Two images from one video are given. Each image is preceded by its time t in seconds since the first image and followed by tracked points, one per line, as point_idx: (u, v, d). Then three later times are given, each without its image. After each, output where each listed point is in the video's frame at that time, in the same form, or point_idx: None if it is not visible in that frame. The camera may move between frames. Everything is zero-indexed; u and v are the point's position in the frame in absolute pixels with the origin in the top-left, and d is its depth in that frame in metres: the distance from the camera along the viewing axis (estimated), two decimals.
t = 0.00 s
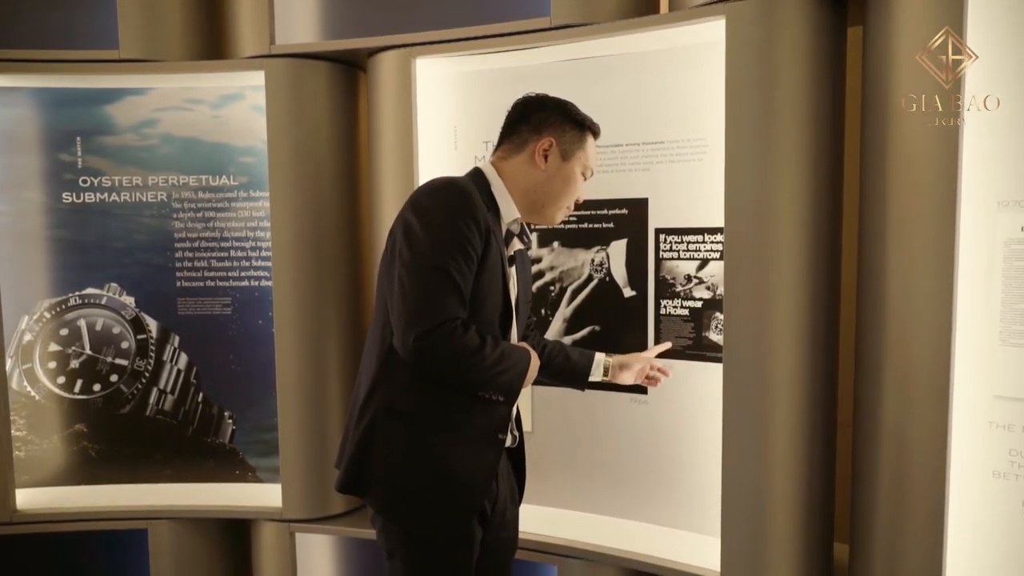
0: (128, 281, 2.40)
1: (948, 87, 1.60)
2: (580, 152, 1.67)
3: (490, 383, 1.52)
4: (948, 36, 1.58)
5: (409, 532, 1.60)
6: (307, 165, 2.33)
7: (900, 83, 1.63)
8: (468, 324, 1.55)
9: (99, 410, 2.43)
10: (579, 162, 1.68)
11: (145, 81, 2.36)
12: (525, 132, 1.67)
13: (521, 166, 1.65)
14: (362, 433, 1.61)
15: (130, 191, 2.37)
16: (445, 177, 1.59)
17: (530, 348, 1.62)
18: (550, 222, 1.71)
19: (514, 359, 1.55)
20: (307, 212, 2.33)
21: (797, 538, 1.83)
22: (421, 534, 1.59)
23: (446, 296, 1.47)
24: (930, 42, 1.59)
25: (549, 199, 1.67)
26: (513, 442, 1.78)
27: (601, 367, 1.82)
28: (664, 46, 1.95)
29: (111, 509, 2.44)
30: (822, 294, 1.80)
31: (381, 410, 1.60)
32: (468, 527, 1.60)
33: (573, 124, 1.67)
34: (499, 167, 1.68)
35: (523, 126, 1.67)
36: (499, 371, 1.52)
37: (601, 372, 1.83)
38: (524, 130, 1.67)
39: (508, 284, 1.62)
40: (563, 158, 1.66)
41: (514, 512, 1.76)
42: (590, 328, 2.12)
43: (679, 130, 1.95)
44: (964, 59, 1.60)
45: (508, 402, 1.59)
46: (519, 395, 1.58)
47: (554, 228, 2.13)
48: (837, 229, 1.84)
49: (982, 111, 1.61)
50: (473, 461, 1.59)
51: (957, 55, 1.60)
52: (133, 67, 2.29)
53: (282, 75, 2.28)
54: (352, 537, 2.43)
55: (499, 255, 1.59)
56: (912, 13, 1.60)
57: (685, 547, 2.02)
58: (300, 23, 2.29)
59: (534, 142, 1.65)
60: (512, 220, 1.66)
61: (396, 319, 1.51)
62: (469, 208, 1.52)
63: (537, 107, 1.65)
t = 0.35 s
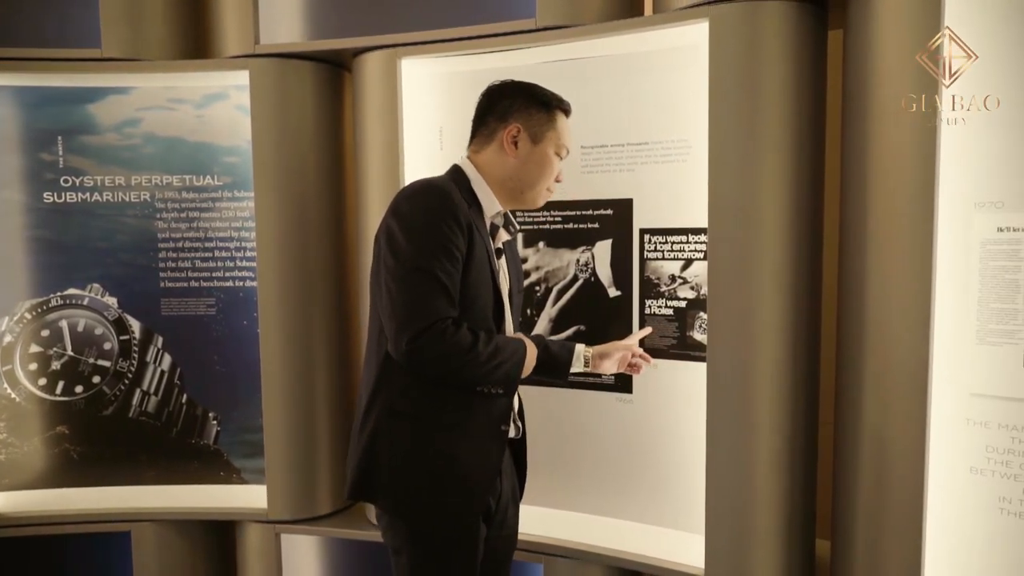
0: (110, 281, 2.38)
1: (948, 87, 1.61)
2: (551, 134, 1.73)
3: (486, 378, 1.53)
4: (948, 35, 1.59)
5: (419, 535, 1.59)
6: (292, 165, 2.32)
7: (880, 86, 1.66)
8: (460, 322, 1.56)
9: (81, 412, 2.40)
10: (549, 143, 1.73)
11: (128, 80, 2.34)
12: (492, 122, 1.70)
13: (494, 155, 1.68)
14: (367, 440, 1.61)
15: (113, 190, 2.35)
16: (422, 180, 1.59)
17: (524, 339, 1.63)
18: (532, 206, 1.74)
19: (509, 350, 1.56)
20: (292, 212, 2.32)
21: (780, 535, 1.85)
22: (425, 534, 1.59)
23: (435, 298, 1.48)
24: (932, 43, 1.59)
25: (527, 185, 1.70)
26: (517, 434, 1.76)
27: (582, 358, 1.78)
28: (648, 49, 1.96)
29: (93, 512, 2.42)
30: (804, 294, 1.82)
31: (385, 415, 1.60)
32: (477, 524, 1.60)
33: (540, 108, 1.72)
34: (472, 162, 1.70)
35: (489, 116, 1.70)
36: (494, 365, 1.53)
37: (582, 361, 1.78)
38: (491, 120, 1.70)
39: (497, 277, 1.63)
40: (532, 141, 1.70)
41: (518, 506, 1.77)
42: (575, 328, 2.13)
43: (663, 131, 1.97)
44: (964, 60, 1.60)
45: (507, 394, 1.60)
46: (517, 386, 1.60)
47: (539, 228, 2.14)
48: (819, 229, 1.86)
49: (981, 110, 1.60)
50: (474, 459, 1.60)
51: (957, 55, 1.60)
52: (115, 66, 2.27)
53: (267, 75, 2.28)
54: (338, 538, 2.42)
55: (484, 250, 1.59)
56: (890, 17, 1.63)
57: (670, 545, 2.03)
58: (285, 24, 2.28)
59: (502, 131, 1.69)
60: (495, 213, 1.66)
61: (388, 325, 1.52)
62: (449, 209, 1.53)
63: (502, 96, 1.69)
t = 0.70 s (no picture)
0: (92, 283, 2.36)
1: (948, 87, 1.63)
2: (522, 126, 1.74)
3: (483, 376, 1.55)
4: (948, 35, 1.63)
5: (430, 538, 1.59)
6: (276, 165, 2.31)
7: (860, 89, 1.68)
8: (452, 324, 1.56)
9: (63, 414, 2.38)
10: (521, 135, 1.74)
11: (110, 79, 2.32)
12: (462, 119, 1.71)
13: (466, 152, 1.69)
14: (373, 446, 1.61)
15: (95, 191, 2.33)
16: (401, 189, 1.59)
17: (517, 333, 1.65)
18: (508, 199, 1.75)
19: (503, 347, 1.57)
20: (277, 213, 2.32)
21: (763, 532, 1.87)
22: (433, 536, 1.59)
23: (425, 305, 1.48)
24: (930, 43, 1.64)
25: (501, 178, 1.71)
26: (517, 427, 1.75)
27: (574, 350, 1.77)
28: (632, 51, 1.98)
29: (75, 516, 2.39)
30: (786, 293, 1.85)
31: (389, 419, 1.60)
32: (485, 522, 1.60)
33: (509, 102, 1.73)
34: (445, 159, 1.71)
35: (460, 115, 1.72)
36: (490, 363, 1.54)
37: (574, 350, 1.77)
38: (462, 117, 1.72)
39: (484, 274, 1.63)
40: (503, 135, 1.71)
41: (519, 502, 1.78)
42: (561, 328, 2.14)
43: (647, 133, 1.98)
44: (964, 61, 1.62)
45: (505, 389, 1.62)
46: (514, 379, 1.61)
47: (525, 228, 2.15)
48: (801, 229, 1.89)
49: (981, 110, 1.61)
50: (478, 456, 1.61)
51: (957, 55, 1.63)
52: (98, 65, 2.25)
53: (251, 75, 2.26)
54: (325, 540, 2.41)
55: (469, 249, 1.60)
56: (869, 21, 1.65)
57: (657, 543, 2.04)
58: (270, 24, 2.27)
59: (472, 127, 1.70)
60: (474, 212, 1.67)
61: (382, 336, 1.52)
62: (431, 216, 1.53)
63: (470, 93, 1.71)
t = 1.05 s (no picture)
0: (80, 283, 2.34)
1: (948, 87, 1.64)
2: (507, 129, 1.76)
3: (476, 378, 1.57)
4: (947, 35, 1.63)
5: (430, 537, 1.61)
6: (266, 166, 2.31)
7: (848, 91, 1.70)
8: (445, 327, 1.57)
9: (51, 416, 2.36)
10: (508, 139, 1.76)
11: (98, 79, 2.31)
12: (450, 125, 1.72)
13: (456, 157, 1.70)
14: (372, 449, 1.62)
15: (83, 191, 2.32)
16: (392, 193, 1.59)
17: (508, 334, 1.67)
18: (498, 201, 1.79)
19: (495, 348, 1.60)
20: (266, 213, 2.31)
21: (752, 530, 1.89)
22: (434, 534, 1.61)
23: (419, 310, 1.49)
24: (930, 43, 1.65)
25: (490, 182, 1.74)
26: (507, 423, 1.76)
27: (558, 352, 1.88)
28: (623, 51, 1.98)
29: (63, 517, 2.38)
30: (775, 293, 1.87)
31: (386, 422, 1.60)
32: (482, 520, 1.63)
33: (494, 104, 1.74)
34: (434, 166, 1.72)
35: (446, 120, 1.73)
36: (483, 364, 1.57)
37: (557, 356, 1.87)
38: (449, 123, 1.72)
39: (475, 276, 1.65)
40: (491, 140, 1.73)
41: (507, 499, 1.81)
42: (551, 328, 2.15)
43: (637, 134, 1.99)
44: (964, 60, 1.62)
45: (497, 388, 1.64)
46: (506, 379, 1.64)
47: (515, 229, 2.15)
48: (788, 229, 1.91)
49: (980, 110, 1.61)
50: (475, 455, 1.62)
51: (956, 55, 1.63)
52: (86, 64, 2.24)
53: (240, 75, 2.26)
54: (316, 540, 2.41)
55: (460, 252, 1.61)
56: (856, 23, 1.67)
57: (648, 542, 2.05)
58: (259, 23, 2.27)
59: (460, 134, 1.71)
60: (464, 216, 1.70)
61: (378, 341, 1.53)
62: (422, 221, 1.54)
63: (456, 97, 1.70)
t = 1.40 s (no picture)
0: (75, 283, 2.33)
1: (948, 87, 1.64)
2: (491, 125, 1.76)
3: (474, 375, 1.59)
4: (948, 35, 1.63)
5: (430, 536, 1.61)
6: (261, 165, 2.30)
7: (844, 91, 1.70)
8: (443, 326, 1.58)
9: (45, 416, 2.35)
10: (493, 133, 1.76)
11: (92, 77, 2.29)
12: (433, 125, 1.73)
13: (441, 156, 1.72)
14: (372, 447, 1.62)
15: (77, 190, 2.30)
16: (385, 194, 1.60)
17: (505, 331, 1.68)
18: (488, 196, 1.80)
19: (492, 345, 1.61)
20: (262, 213, 2.30)
21: (749, 528, 1.90)
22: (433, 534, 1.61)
23: (415, 310, 1.50)
24: (930, 43, 1.65)
25: (478, 179, 1.76)
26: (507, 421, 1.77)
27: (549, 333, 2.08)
28: (619, 51, 1.98)
29: (57, 518, 2.37)
30: (771, 292, 1.87)
31: (387, 420, 1.61)
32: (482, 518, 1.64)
33: (475, 101, 1.74)
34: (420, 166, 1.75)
35: (430, 120, 1.73)
36: (481, 361, 1.58)
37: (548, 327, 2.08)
38: (432, 123, 1.73)
39: (471, 273, 1.64)
40: (475, 137, 1.74)
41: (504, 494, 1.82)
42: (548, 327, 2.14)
43: (633, 133, 1.99)
44: (964, 60, 1.62)
45: (496, 384, 1.65)
46: (504, 374, 1.65)
47: (511, 228, 2.14)
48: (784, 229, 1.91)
49: (980, 110, 1.61)
50: (476, 452, 1.63)
51: (956, 55, 1.63)
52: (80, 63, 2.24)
53: (235, 73, 2.25)
54: (312, 540, 2.41)
55: (455, 250, 1.61)
56: (853, 23, 1.67)
57: (646, 541, 2.06)
58: (255, 22, 2.26)
59: (444, 133, 1.72)
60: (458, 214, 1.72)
61: (376, 342, 1.54)
62: (416, 221, 1.55)
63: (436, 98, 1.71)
